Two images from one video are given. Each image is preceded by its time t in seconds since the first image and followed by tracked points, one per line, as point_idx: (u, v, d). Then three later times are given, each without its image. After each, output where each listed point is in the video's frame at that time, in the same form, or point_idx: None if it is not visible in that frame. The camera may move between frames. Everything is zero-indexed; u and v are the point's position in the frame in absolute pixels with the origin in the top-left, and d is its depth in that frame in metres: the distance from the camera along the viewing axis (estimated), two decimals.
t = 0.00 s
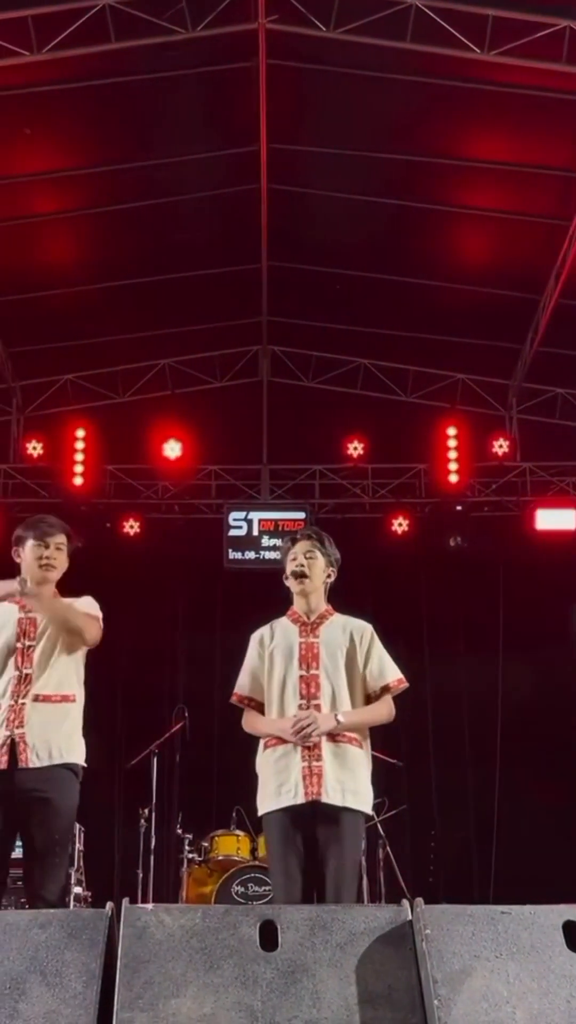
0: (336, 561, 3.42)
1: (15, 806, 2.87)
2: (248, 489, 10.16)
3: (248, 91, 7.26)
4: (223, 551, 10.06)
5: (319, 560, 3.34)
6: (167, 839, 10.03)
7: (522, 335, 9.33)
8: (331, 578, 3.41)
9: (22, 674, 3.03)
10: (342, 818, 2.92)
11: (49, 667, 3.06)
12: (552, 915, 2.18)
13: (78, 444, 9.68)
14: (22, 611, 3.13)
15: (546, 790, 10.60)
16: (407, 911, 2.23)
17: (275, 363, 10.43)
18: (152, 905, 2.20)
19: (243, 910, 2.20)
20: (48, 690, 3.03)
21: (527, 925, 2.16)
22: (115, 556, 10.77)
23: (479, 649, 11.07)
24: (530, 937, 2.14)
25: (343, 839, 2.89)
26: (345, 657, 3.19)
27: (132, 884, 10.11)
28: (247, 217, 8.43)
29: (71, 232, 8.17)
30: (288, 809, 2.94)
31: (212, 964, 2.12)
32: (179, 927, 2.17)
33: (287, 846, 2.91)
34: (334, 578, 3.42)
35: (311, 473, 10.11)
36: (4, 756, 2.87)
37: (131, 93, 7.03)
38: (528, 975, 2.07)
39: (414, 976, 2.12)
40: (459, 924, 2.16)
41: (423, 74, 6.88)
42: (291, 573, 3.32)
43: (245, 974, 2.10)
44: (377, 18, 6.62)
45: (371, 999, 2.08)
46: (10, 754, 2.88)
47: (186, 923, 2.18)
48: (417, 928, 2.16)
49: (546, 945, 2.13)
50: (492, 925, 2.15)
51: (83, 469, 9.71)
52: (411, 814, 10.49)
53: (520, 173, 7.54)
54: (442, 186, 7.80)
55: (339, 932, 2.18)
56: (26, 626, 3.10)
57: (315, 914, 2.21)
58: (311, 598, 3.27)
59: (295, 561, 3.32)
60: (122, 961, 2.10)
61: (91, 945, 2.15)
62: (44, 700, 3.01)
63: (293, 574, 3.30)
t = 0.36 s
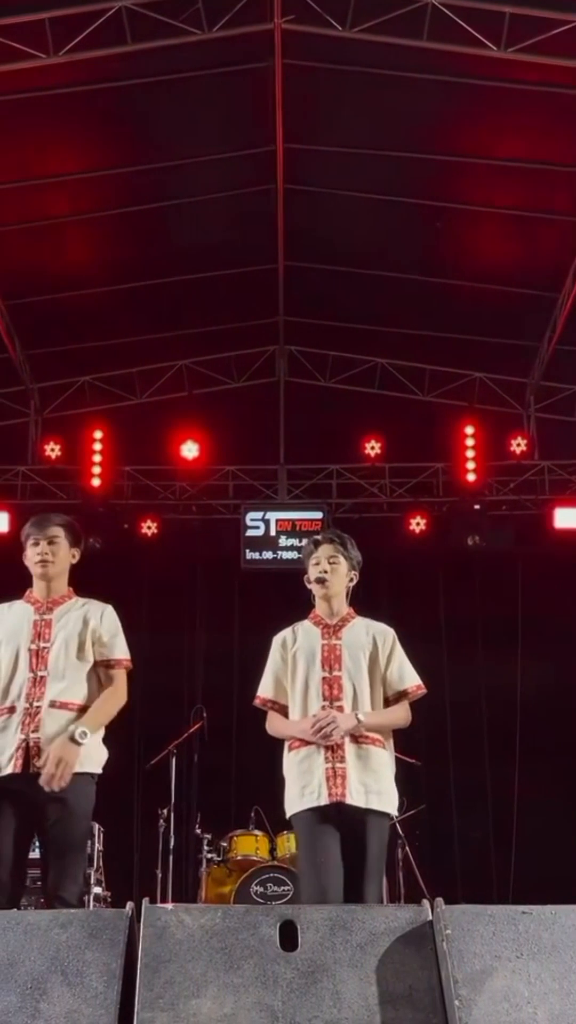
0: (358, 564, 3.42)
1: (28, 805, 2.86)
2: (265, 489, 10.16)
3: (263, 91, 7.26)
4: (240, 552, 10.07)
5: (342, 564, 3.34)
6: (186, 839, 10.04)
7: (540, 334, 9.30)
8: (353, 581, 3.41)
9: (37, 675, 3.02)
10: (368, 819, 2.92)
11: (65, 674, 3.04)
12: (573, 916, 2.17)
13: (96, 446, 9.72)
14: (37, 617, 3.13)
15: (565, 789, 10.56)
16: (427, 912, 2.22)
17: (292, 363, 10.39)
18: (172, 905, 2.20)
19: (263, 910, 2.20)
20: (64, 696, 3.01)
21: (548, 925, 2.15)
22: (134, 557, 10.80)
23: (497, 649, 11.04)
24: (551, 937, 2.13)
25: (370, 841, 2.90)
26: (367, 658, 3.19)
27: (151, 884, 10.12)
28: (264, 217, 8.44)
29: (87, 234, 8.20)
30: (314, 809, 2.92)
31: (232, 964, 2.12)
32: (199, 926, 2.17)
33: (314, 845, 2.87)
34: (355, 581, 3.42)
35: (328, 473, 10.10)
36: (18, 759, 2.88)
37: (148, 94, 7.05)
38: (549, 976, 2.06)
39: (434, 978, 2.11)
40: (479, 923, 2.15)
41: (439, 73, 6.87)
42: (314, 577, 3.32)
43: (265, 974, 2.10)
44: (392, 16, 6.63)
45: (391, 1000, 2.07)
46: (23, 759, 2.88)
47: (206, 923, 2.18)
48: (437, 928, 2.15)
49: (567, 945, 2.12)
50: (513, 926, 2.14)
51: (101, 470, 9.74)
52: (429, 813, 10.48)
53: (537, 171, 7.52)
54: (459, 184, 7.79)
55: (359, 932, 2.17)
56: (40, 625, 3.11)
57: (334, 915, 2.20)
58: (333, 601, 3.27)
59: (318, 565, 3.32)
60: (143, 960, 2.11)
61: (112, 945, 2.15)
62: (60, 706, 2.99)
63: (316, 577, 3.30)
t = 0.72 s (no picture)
0: (383, 562, 3.42)
1: (50, 807, 2.88)
2: (288, 489, 10.14)
3: (284, 92, 7.27)
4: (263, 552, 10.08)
5: (369, 562, 3.34)
6: (211, 840, 10.04)
7: (564, 331, 9.25)
8: (379, 579, 3.40)
9: (62, 676, 3.04)
10: (396, 820, 2.91)
11: (90, 674, 3.05)
12: None
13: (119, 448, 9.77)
14: (63, 618, 3.15)
15: None
16: (454, 912, 2.21)
17: (314, 363, 10.36)
18: (198, 905, 2.21)
19: (288, 910, 2.20)
20: (89, 696, 3.02)
21: None
22: (157, 558, 10.83)
23: (521, 647, 11.00)
24: None
25: (399, 842, 2.89)
26: (397, 657, 3.19)
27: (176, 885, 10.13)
28: (286, 217, 8.44)
29: (109, 237, 8.23)
30: (343, 808, 2.92)
31: (259, 964, 2.11)
32: (226, 927, 2.17)
33: (340, 842, 2.88)
34: (382, 579, 3.42)
35: (351, 472, 10.06)
36: (43, 759, 2.88)
37: (169, 97, 7.08)
38: None
39: (461, 978, 2.10)
40: (507, 923, 2.13)
41: (460, 70, 6.87)
42: (341, 575, 3.31)
43: (291, 974, 2.09)
44: (413, 14, 6.64)
45: (419, 1000, 2.05)
46: (48, 759, 2.88)
47: (233, 922, 2.18)
48: (465, 928, 2.14)
49: None
50: (540, 926, 2.12)
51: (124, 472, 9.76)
52: (454, 812, 10.45)
53: (561, 167, 7.49)
54: (481, 181, 7.76)
55: (386, 933, 2.17)
56: (63, 626, 3.12)
57: (360, 915, 2.20)
58: (360, 598, 3.27)
59: (345, 563, 3.32)
60: (169, 961, 2.10)
61: (140, 945, 2.14)
62: (85, 707, 3.00)
63: (343, 576, 3.29)
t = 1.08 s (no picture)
0: (410, 562, 3.42)
1: (78, 807, 2.87)
2: (313, 488, 10.14)
3: (308, 92, 7.27)
4: (289, 552, 10.08)
5: (397, 562, 3.34)
6: (238, 839, 10.06)
7: None
8: (407, 578, 3.40)
9: (92, 677, 3.05)
10: (424, 820, 2.91)
11: (119, 676, 3.06)
12: None
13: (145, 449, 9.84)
14: (94, 618, 3.17)
15: None
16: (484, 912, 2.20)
17: (339, 362, 10.40)
18: (228, 904, 2.20)
19: (318, 910, 2.19)
20: (118, 697, 3.02)
21: None
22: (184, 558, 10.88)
23: (549, 645, 10.95)
24: None
25: (426, 841, 2.89)
26: (425, 657, 3.19)
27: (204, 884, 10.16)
28: (310, 216, 8.44)
29: (134, 240, 8.26)
30: (371, 805, 2.92)
31: (289, 964, 2.11)
32: (255, 926, 2.17)
33: (367, 841, 2.89)
34: (409, 578, 3.42)
35: (377, 472, 10.06)
36: (73, 761, 2.91)
37: (193, 100, 7.10)
38: None
39: (492, 978, 2.10)
40: (538, 923, 2.13)
41: (485, 67, 6.83)
42: (369, 574, 3.31)
43: (322, 974, 2.10)
44: (437, 11, 6.62)
45: (450, 1000, 2.06)
46: (78, 761, 2.90)
47: (262, 922, 2.17)
48: (496, 928, 2.13)
49: None
50: (572, 926, 2.12)
51: (149, 474, 9.80)
52: (483, 811, 10.42)
53: None
54: (506, 178, 7.73)
55: (416, 933, 2.16)
56: (94, 629, 3.14)
57: (391, 913, 2.18)
58: (388, 597, 3.26)
59: (373, 561, 3.32)
60: (200, 961, 2.11)
61: (170, 944, 2.15)
62: (114, 707, 3.01)
63: (371, 575, 3.29)
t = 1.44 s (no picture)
0: (437, 562, 3.41)
1: (111, 806, 2.88)
2: (339, 488, 10.11)
3: (331, 92, 7.27)
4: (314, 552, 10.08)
5: (424, 562, 3.33)
6: (266, 840, 10.06)
7: None
8: (433, 579, 3.39)
9: (124, 678, 3.06)
10: (452, 820, 2.90)
11: (149, 676, 3.06)
12: None
13: (170, 450, 9.85)
14: (124, 618, 3.18)
15: None
16: (515, 912, 2.19)
17: (364, 362, 10.40)
18: (258, 905, 2.21)
19: (347, 910, 2.20)
20: (149, 697, 3.03)
21: None
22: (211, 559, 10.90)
23: None
24: None
25: (454, 842, 2.89)
26: (450, 658, 3.19)
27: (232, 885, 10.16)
28: (335, 215, 8.42)
29: (159, 242, 8.28)
30: (399, 806, 2.91)
31: (319, 964, 2.12)
32: (285, 927, 2.18)
33: (396, 841, 2.87)
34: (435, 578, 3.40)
35: (402, 472, 10.11)
36: (105, 762, 2.91)
37: (217, 101, 7.11)
38: None
39: (524, 978, 2.09)
40: (569, 923, 2.12)
41: (510, 63, 6.78)
42: (396, 574, 3.31)
43: (352, 975, 2.10)
44: (461, 8, 6.58)
45: (481, 1001, 2.05)
46: (110, 762, 2.90)
47: (292, 923, 2.18)
48: (527, 928, 2.12)
49: None
50: None
51: (176, 475, 9.81)
52: (512, 811, 10.36)
53: None
54: (532, 174, 7.69)
55: (446, 933, 2.15)
56: (125, 629, 3.15)
57: (422, 914, 2.18)
58: (413, 597, 3.25)
59: (400, 561, 3.31)
60: (230, 961, 2.11)
61: (200, 945, 2.16)
62: (145, 708, 3.01)
63: (398, 575, 3.28)
